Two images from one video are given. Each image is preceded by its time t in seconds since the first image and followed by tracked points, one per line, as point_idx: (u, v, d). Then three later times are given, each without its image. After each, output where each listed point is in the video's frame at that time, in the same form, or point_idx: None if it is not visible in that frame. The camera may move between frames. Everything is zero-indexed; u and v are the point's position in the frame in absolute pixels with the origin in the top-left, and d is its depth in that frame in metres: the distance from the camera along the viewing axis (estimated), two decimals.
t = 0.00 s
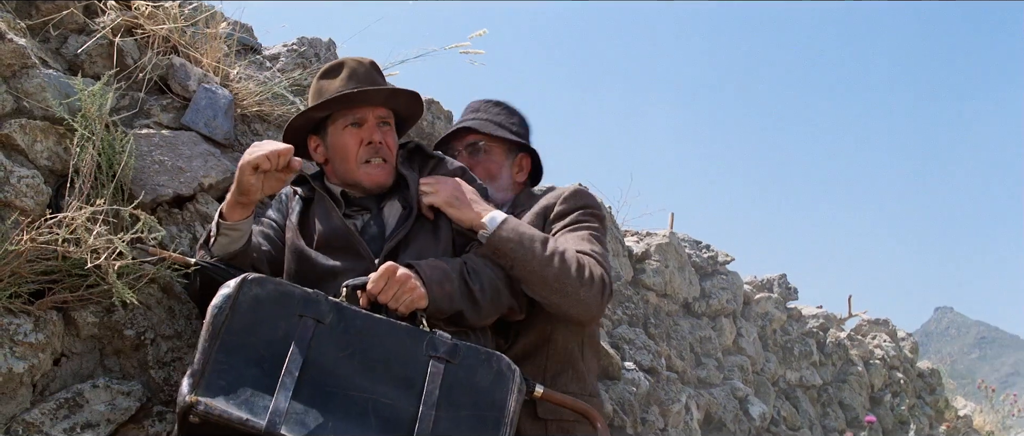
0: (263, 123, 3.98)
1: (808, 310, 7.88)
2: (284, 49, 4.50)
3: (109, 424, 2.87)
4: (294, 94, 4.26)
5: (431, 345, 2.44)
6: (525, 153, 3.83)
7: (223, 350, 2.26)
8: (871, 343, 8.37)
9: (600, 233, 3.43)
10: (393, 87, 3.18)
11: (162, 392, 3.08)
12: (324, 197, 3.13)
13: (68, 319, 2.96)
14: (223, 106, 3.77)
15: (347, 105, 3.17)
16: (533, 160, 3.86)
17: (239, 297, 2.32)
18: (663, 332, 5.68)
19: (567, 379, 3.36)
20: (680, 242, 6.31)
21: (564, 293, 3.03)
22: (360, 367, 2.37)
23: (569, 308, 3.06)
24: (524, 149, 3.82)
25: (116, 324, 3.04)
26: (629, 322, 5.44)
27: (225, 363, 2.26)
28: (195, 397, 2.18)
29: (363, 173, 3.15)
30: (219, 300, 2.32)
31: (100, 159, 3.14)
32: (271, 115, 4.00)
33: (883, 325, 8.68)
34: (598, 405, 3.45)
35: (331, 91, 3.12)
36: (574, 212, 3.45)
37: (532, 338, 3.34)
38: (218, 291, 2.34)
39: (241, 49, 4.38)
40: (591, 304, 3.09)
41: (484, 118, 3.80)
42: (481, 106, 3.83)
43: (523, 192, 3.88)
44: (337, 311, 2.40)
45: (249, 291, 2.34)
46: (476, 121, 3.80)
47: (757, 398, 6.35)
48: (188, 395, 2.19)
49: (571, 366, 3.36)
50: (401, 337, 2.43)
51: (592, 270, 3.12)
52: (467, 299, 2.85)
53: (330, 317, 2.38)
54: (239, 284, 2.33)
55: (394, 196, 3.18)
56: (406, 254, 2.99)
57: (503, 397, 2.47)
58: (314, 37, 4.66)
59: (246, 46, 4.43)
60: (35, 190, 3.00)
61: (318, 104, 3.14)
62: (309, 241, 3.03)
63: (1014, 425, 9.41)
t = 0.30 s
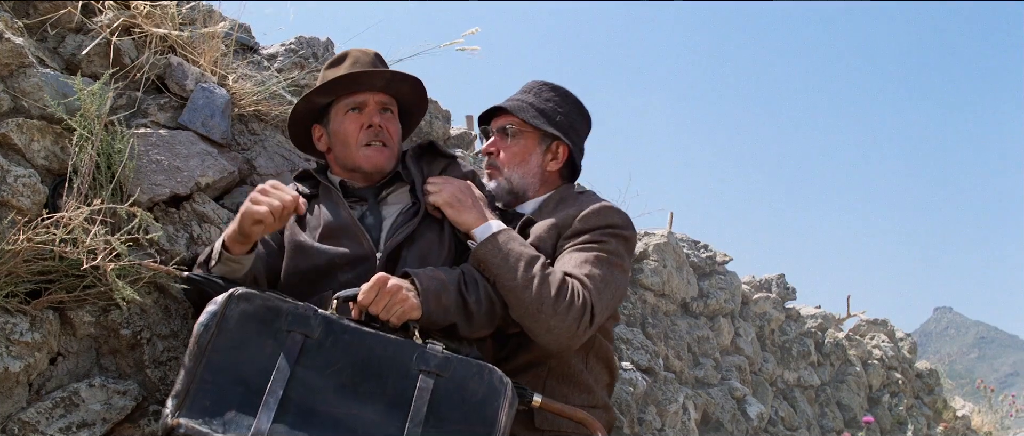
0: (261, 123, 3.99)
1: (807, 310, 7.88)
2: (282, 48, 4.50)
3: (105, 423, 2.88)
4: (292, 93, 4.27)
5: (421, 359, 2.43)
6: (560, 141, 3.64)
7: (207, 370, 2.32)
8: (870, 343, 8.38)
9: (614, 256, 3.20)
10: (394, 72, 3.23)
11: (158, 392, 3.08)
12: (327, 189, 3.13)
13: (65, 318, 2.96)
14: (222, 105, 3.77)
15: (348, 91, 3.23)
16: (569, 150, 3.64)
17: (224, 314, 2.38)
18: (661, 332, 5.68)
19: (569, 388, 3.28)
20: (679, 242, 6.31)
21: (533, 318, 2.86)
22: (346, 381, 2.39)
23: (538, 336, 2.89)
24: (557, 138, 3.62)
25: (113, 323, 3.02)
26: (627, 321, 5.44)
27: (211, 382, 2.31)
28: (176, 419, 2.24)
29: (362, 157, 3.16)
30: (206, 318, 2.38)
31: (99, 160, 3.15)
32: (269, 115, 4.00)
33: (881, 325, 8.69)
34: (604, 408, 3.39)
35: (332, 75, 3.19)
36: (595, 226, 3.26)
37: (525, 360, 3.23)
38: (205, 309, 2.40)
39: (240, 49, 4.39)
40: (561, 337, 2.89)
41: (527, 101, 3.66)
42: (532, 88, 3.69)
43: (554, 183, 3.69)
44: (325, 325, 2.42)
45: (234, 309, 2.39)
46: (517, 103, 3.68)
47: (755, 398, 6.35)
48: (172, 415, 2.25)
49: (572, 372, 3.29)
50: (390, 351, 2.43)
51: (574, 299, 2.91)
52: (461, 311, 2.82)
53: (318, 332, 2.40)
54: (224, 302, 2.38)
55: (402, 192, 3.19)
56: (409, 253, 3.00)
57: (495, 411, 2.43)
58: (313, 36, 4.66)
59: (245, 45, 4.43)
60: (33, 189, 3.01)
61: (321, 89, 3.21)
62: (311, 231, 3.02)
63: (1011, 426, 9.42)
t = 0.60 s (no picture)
0: (263, 126, 3.98)
1: (809, 312, 7.87)
2: (284, 52, 4.50)
3: (108, 428, 2.87)
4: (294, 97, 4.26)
5: (428, 386, 2.33)
6: (568, 132, 3.69)
7: (208, 393, 2.19)
8: (872, 344, 8.37)
9: (631, 265, 3.22)
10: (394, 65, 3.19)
11: (161, 396, 3.07)
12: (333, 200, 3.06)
13: (68, 322, 2.96)
14: (223, 108, 3.76)
15: (349, 85, 3.19)
16: (577, 141, 3.69)
17: (228, 333, 2.24)
18: (663, 334, 5.68)
19: (586, 392, 3.25)
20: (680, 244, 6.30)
21: (557, 349, 2.92)
22: (350, 408, 2.27)
23: (561, 362, 2.96)
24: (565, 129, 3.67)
25: (116, 327, 3.02)
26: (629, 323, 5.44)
27: (210, 405, 2.18)
28: None
29: (360, 151, 3.09)
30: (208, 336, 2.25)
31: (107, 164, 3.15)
32: (271, 118, 4.00)
33: (882, 326, 8.69)
34: (624, 411, 3.33)
35: (333, 68, 3.17)
36: (609, 234, 3.27)
37: (540, 368, 3.24)
38: (209, 327, 2.26)
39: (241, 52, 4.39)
40: (583, 362, 2.96)
41: (531, 92, 3.69)
42: (535, 78, 3.72)
43: (565, 174, 3.72)
44: (330, 349, 2.29)
45: (238, 328, 2.24)
46: (523, 94, 3.70)
47: (758, 400, 6.35)
48: None
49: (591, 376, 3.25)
50: (396, 377, 2.32)
51: (595, 325, 2.96)
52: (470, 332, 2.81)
53: (322, 354, 2.28)
54: (228, 322, 2.24)
55: (405, 204, 3.08)
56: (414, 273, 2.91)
57: None
58: (314, 40, 4.66)
59: (246, 48, 4.44)
60: (35, 193, 2.99)
61: (322, 83, 3.19)
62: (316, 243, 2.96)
63: (1013, 427, 9.41)
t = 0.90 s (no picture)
0: (265, 126, 3.98)
1: (812, 312, 7.86)
2: (286, 52, 4.50)
3: (109, 429, 2.87)
4: (297, 97, 4.26)
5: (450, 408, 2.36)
6: (580, 136, 3.70)
7: (238, 402, 2.13)
8: (875, 345, 8.36)
9: (645, 270, 3.22)
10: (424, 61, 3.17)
11: (163, 397, 3.05)
12: (352, 189, 2.98)
13: (69, 323, 2.95)
14: (225, 109, 3.76)
15: (376, 75, 3.15)
16: (590, 145, 3.70)
17: (260, 343, 2.16)
18: (666, 334, 5.67)
19: (603, 400, 3.23)
20: (682, 244, 6.29)
21: (574, 360, 2.94)
22: (376, 424, 2.26)
23: (578, 371, 2.97)
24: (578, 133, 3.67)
25: (118, 328, 3.01)
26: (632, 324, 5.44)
27: (240, 414, 2.13)
28: None
29: (384, 145, 3.05)
30: (237, 344, 2.16)
31: (109, 165, 3.14)
32: (273, 119, 4.00)
33: (885, 326, 8.68)
34: (641, 417, 3.34)
35: (361, 56, 3.12)
36: (620, 243, 3.28)
37: (549, 380, 3.23)
38: (238, 334, 2.17)
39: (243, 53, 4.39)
40: (599, 371, 2.97)
41: (542, 96, 3.66)
42: (543, 82, 3.69)
43: (577, 178, 3.74)
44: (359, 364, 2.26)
45: (271, 338, 2.17)
46: (533, 99, 3.67)
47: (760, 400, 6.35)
48: None
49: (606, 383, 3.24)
50: (420, 399, 2.33)
51: (608, 333, 2.97)
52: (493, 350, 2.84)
53: (350, 371, 2.23)
54: (261, 331, 2.16)
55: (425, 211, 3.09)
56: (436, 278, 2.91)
57: None
58: (316, 40, 4.66)
59: (248, 49, 4.43)
60: (37, 193, 2.99)
61: (348, 70, 3.14)
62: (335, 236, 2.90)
63: (1016, 427, 9.41)
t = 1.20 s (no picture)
0: (267, 128, 3.98)
1: (813, 313, 7.86)
2: (288, 53, 4.49)
3: (113, 431, 2.87)
4: (298, 99, 4.26)
5: (482, 395, 2.51)
6: (585, 147, 3.65)
7: (296, 373, 2.19)
8: (876, 345, 8.36)
9: (639, 278, 3.18)
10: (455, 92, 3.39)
11: (166, 399, 3.05)
12: (355, 177, 3.11)
13: (72, 326, 2.94)
14: (227, 110, 3.76)
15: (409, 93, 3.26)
16: (597, 156, 3.65)
17: (309, 319, 2.26)
18: (667, 335, 5.67)
19: (608, 405, 3.23)
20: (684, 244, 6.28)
21: (554, 362, 2.97)
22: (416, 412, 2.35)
23: (557, 375, 2.99)
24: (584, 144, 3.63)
25: (120, 330, 3.00)
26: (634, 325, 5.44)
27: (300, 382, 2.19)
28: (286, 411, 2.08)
29: (404, 166, 3.25)
30: (288, 319, 2.25)
31: (110, 167, 3.14)
32: (275, 120, 3.99)
33: (886, 327, 8.67)
34: (647, 426, 3.32)
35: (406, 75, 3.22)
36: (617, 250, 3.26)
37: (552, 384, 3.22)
38: (284, 312, 2.26)
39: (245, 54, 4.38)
40: (580, 375, 2.98)
41: (550, 107, 3.63)
42: (552, 92, 3.66)
43: (586, 187, 3.70)
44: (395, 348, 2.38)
45: (318, 316, 2.28)
46: (540, 109, 3.64)
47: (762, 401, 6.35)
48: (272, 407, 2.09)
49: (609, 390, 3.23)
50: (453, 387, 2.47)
51: (586, 335, 2.98)
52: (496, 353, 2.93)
53: (392, 353, 2.35)
54: (309, 308, 2.27)
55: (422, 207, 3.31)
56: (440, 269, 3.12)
57: None
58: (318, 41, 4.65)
59: (249, 50, 4.43)
60: (39, 196, 2.99)
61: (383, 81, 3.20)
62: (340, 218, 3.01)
63: (1017, 427, 9.41)
